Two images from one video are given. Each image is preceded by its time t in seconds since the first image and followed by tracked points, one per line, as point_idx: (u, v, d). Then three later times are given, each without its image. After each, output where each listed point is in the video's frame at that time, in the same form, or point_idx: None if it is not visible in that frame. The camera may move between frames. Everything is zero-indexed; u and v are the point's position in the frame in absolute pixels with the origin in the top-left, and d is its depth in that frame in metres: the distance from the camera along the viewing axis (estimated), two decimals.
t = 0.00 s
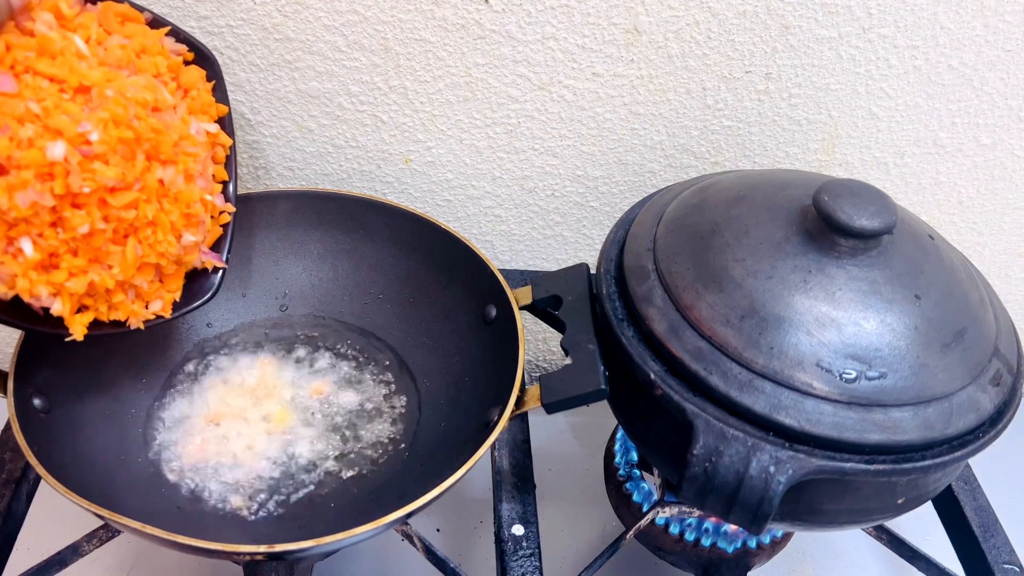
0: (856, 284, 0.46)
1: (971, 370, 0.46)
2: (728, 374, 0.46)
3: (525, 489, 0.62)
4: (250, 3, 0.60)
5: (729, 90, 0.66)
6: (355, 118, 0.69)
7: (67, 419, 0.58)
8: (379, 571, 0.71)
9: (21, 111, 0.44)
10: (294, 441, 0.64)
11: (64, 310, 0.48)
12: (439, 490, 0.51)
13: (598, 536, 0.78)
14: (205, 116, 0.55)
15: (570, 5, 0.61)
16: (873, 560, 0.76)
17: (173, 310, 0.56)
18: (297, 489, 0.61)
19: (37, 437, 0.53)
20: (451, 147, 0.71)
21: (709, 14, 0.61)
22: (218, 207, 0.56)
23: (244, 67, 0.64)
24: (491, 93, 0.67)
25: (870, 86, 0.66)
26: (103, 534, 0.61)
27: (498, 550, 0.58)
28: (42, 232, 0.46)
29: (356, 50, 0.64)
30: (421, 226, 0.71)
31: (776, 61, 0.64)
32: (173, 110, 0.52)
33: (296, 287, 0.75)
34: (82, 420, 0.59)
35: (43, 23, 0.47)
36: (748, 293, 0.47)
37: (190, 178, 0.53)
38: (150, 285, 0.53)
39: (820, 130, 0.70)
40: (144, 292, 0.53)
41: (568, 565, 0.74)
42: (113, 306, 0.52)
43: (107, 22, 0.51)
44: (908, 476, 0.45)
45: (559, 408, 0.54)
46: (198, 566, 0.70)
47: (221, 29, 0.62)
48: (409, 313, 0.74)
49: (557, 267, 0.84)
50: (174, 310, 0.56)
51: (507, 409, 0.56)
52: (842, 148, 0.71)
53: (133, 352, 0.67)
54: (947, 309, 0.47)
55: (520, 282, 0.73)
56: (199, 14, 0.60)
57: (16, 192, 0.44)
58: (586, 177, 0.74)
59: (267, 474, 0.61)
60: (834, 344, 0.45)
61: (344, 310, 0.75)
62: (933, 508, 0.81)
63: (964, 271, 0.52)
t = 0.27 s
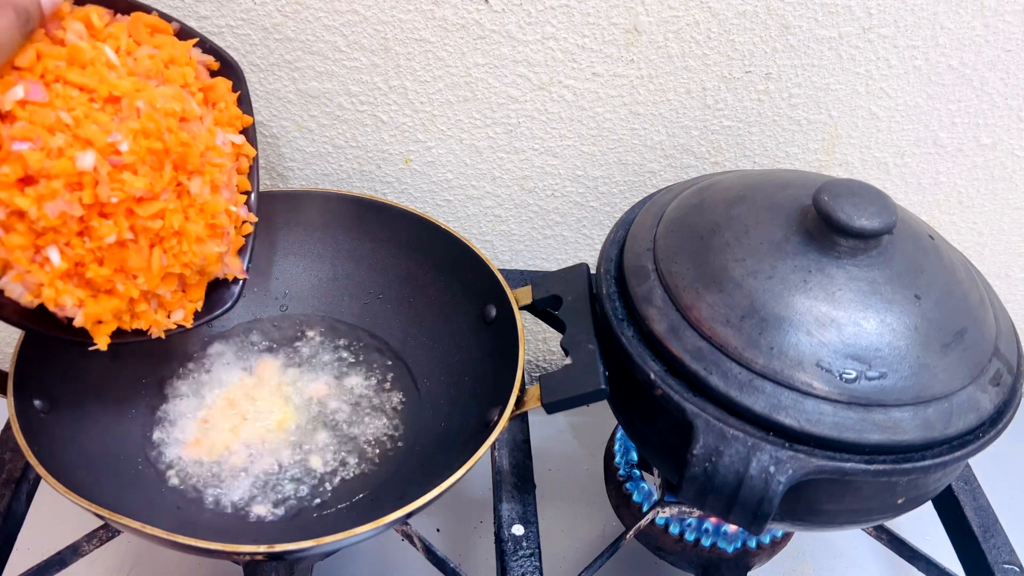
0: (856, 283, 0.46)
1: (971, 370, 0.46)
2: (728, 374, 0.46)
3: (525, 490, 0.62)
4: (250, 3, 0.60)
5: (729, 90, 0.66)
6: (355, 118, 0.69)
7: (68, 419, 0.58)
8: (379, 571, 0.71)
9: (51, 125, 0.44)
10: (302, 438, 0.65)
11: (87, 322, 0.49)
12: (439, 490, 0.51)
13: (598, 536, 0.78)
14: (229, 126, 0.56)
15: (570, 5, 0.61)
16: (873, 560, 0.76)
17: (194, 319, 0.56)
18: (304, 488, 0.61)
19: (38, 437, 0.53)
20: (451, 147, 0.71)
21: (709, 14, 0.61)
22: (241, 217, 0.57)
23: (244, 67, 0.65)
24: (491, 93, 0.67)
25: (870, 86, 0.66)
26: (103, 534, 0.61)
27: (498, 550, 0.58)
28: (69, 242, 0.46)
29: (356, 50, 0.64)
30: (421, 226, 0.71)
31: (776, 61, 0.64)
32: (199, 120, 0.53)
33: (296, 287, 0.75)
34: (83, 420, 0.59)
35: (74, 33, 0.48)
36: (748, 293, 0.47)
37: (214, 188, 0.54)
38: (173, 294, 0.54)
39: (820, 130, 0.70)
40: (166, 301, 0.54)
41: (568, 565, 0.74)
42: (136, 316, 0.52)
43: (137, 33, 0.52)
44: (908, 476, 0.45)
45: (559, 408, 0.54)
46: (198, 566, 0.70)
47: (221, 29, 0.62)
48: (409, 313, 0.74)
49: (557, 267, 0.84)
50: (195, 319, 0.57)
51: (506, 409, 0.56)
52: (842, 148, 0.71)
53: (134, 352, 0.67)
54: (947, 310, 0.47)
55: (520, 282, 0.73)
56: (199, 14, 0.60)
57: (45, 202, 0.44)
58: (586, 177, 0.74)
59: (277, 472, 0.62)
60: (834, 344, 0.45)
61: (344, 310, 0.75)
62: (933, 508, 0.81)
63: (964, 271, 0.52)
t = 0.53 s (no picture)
0: (856, 283, 0.46)
1: (971, 371, 0.46)
2: (728, 374, 0.46)
3: (525, 490, 0.62)
4: (250, 3, 0.60)
5: (729, 90, 0.66)
6: (355, 118, 0.69)
7: (68, 419, 0.58)
8: (379, 571, 0.71)
9: (84, 133, 0.45)
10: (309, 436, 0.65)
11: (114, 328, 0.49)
12: (439, 490, 0.51)
13: (597, 535, 0.78)
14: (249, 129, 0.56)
15: (570, 5, 0.61)
16: (873, 560, 0.76)
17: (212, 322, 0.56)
18: (305, 488, 0.61)
19: (39, 436, 0.53)
20: (451, 147, 0.71)
21: (709, 14, 0.61)
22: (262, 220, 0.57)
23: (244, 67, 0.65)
24: (491, 92, 0.67)
25: (870, 86, 0.66)
26: (103, 534, 0.61)
27: (498, 550, 0.58)
28: (97, 247, 0.46)
29: (356, 50, 0.64)
30: (421, 226, 0.71)
31: (776, 61, 0.64)
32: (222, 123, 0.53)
33: (296, 288, 0.75)
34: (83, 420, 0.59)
35: (98, 38, 0.48)
36: (747, 293, 0.47)
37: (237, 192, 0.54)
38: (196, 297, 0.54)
39: (820, 130, 0.70)
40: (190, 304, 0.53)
41: (568, 565, 0.74)
42: (160, 319, 0.52)
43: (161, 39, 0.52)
44: (908, 476, 0.45)
45: (559, 408, 0.54)
46: (198, 566, 0.70)
47: (221, 29, 0.62)
48: (409, 313, 0.74)
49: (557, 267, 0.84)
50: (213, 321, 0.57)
51: (506, 409, 0.56)
52: (842, 148, 0.71)
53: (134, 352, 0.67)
54: (947, 310, 0.47)
55: (520, 282, 0.73)
56: (199, 14, 0.60)
57: (76, 210, 0.44)
58: (586, 177, 0.74)
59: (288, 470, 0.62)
60: (834, 344, 0.45)
61: (344, 310, 0.75)
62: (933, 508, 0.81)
63: (964, 271, 0.52)
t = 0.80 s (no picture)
0: (856, 283, 0.46)
1: (971, 370, 0.46)
2: (728, 374, 0.46)
3: (525, 489, 0.62)
4: (250, 3, 0.60)
5: (729, 90, 0.66)
6: (355, 118, 0.69)
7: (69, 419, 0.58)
8: (379, 571, 0.71)
9: (184, 206, 0.55)
10: (315, 437, 0.65)
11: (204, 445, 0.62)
12: (439, 490, 0.51)
13: (597, 536, 0.78)
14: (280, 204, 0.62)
15: (570, 5, 0.61)
16: (873, 560, 0.76)
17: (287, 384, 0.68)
18: (305, 487, 0.60)
19: (41, 434, 0.53)
20: (451, 147, 0.71)
21: (709, 14, 0.61)
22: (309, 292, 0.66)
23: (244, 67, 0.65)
24: (490, 92, 0.67)
25: (870, 86, 0.66)
26: (103, 534, 0.61)
27: (498, 550, 0.58)
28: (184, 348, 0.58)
29: (356, 50, 0.64)
30: (421, 227, 0.71)
31: (776, 61, 0.64)
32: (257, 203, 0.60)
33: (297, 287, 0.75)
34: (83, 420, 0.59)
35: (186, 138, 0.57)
36: (747, 293, 0.47)
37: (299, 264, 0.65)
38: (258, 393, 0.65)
39: (820, 130, 0.70)
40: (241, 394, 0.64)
41: (567, 565, 0.74)
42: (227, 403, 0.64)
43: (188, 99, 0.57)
44: (908, 477, 0.45)
45: (559, 408, 0.54)
46: (198, 566, 0.70)
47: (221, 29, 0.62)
48: (409, 314, 0.74)
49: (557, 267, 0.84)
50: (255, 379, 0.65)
51: (507, 410, 0.56)
52: (842, 148, 0.71)
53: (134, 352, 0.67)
54: (947, 310, 0.47)
55: (520, 282, 0.73)
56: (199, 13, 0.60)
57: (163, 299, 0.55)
58: (586, 177, 0.74)
59: (300, 471, 0.61)
60: (834, 344, 0.45)
61: (345, 311, 0.75)
62: (933, 508, 0.81)
63: (964, 271, 0.52)
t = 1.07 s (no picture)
0: (856, 283, 0.46)
1: (971, 370, 0.46)
2: (728, 374, 0.46)
3: (525, 490, 0.62)
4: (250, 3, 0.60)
5: (729, 90, 0.66)
6: (354, 118, 0.69)
7: (70, 419, 0.58)
8: (379, 571, 0.71)
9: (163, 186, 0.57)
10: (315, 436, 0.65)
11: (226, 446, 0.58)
12: (439, 490, 0.52)
13: (597, 536, 0.78)
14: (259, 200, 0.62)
15: (570, 5, 0.61)
16: (873, 560, 0.76)
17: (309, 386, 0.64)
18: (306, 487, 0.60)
19: (38, 436, 0.53)
20: (451, 147, 0.71)
21: (709, 14, 0.61)
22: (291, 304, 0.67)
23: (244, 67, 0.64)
24: (491, 92, 0.67)
25: (870, 86, 0.66)
26: (103, 534, 0.61)
27: (498, 550, 0.58)
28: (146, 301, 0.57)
29: (356, 50, 0.64)
30: (422, 227, 0.72)
31: (776, 61, 0.64)
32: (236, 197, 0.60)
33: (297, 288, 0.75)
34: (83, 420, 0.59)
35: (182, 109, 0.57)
36: (747, 293, 0.47)
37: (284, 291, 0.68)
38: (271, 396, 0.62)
39: (820, 130, 0.70)
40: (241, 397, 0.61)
41: (567, 565, 0.74)
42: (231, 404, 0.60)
43: (205, 81, 0.58)
44: (908, 477, 0.45)
45: (559, 408, 0.54)
46: (198, 566, 0.70)
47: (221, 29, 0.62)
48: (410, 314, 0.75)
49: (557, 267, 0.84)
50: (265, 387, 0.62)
51: (508, 410, 0.56)
52: (842, 148, 0.71)
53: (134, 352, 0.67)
54: (947, 310, 0.47)
55: (520, 282, 0.73)
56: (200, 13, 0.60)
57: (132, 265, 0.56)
58: (586, 177, 0.74)
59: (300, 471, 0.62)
60: (834, 344, 0.45)
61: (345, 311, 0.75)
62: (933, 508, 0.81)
63: (964, 271, 0.52)
